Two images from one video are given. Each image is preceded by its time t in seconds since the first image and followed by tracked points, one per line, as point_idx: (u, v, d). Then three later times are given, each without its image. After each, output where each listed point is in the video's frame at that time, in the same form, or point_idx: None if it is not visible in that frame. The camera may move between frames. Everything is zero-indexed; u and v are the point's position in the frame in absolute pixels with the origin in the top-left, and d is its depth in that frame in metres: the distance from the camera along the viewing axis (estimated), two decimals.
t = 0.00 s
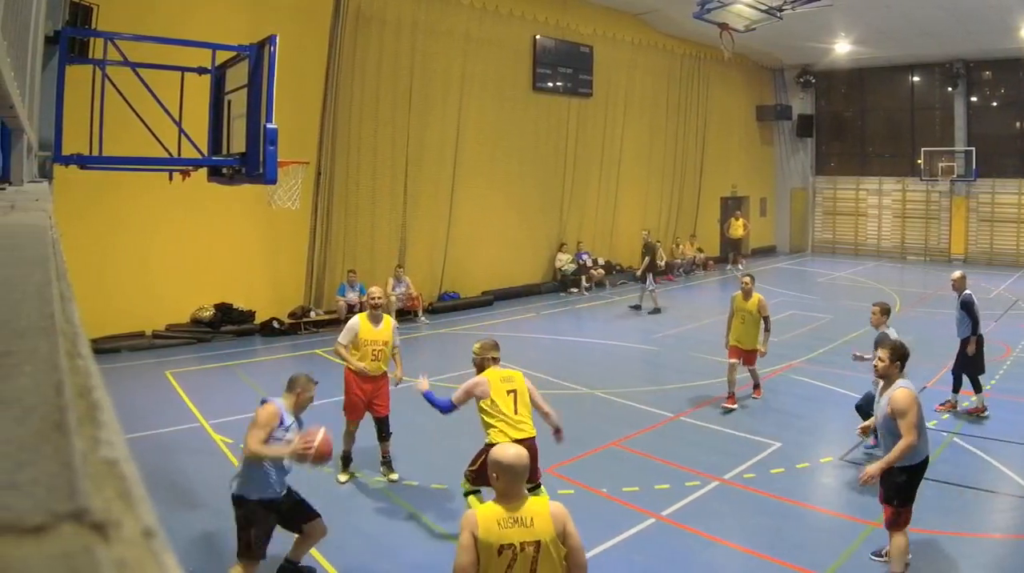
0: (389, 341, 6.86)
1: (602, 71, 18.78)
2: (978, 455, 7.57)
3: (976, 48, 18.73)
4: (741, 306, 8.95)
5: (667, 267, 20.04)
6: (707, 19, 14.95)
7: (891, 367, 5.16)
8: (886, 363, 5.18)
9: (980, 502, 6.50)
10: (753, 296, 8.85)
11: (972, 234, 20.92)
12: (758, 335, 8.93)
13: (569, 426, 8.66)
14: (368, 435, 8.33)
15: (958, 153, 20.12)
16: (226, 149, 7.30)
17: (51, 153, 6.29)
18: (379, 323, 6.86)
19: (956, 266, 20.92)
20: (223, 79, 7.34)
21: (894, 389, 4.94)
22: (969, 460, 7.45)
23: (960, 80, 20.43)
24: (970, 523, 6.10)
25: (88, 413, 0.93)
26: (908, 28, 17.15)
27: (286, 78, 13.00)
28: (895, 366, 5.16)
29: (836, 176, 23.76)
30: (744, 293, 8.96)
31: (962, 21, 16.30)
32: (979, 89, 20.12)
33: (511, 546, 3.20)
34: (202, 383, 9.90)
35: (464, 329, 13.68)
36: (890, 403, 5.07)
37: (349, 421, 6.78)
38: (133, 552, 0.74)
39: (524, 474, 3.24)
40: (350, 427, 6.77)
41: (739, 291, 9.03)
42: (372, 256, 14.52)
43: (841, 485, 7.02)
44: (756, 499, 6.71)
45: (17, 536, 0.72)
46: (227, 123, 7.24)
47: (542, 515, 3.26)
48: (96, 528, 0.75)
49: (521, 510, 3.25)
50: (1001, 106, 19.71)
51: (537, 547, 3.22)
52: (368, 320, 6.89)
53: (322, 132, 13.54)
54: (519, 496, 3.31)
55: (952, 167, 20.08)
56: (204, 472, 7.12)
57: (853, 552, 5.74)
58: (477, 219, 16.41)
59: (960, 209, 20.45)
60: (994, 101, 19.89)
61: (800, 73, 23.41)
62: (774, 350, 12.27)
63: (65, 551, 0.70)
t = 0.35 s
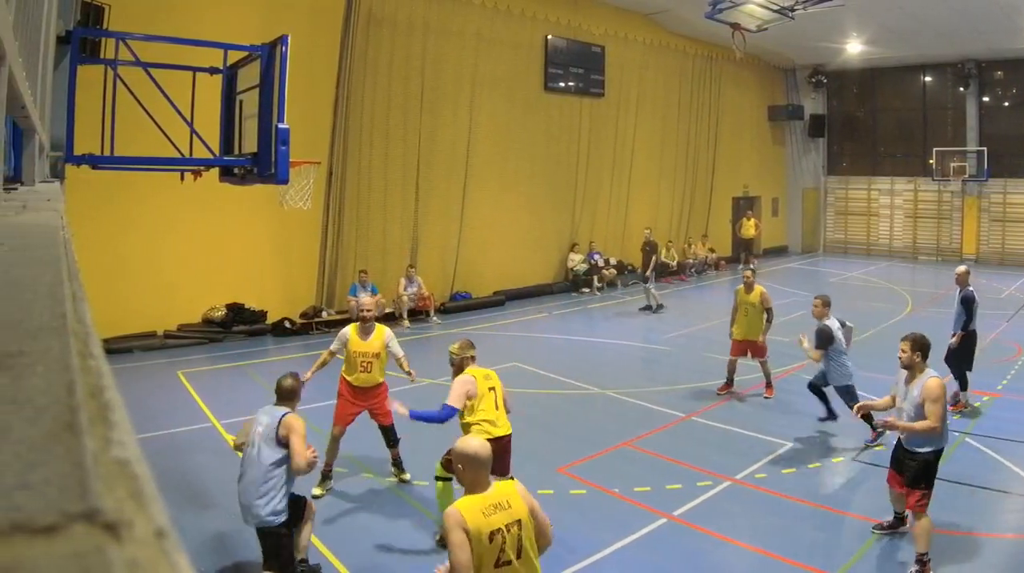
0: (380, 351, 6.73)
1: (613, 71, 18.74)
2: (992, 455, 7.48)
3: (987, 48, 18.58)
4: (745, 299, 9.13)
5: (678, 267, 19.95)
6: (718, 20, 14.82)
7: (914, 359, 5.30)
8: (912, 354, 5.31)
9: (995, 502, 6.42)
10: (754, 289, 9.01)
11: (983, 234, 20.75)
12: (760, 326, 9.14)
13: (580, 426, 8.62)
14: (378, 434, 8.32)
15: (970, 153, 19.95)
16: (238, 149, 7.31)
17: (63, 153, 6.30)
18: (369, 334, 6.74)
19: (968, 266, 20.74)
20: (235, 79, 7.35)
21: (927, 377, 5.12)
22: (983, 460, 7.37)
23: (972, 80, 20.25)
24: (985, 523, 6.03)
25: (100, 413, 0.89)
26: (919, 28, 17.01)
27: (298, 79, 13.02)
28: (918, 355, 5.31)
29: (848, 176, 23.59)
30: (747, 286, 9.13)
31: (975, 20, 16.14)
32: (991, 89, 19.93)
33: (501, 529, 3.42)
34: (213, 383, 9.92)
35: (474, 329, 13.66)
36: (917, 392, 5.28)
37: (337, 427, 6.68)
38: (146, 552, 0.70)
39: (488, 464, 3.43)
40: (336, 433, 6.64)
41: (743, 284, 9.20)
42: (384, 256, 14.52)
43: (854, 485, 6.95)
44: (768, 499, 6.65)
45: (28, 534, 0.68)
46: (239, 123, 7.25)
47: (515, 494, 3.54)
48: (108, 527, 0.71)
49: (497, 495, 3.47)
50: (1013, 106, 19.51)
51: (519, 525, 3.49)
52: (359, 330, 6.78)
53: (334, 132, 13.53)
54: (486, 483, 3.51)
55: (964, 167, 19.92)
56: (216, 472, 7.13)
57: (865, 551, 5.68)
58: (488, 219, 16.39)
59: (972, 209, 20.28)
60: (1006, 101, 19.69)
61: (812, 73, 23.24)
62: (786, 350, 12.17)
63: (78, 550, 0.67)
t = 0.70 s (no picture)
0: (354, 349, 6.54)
1: (626, 70, 18.68)
2: (1007, 455, 7.39)
3: (1000, 48, 18.47)
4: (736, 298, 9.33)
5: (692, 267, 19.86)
6: (731, 20, 14.72)
7: (948, 343, 5.63)
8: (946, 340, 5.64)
9: (1013, 504, 6.33)
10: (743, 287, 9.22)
11: (996, 234, 20.59)
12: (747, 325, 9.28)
13: (592, 426, 8.57)
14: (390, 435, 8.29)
15: (982, 153, 19.81)
16: (251, 149, 7.32)
17: (78, 153, 6.33)
18: (342, 329, 6.59)
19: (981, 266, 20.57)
20: (248, 79, 7.37)
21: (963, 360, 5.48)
22: (999, 460, 7.28)
23: (985, 80, 20.13)
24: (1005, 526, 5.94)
25: (114, 413, 0.88)
26: (931, 28, 16.91)
27: (311, 79, 13.05)
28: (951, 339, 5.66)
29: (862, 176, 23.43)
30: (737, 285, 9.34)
31: (989, 20, 16.03)
32: (1004, 89, 19.81)
33: (503, 503, 3.63)
34: (226, 383, 9.94)
35: (485, 328, 13.64)
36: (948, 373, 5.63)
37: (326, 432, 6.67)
38: (158, 552, 0.70)
39: (494, 440, 3.71)
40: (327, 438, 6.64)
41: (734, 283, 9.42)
42: (398, 255, 14.51)
43: (868, 485, 6.87)
44: (782, 498, 6.57)
45: (42, 535, 0.68)
46: (252, 122, 7.26)
47: (517, 472, 3.77)
48: (121, 528, 0.71)
49: (500, 471, 3.72)
50: None
51: (520, 499, 3.70)
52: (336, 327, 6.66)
53: (346, 132, 13.52)
54: (492, 462, 3.78)
55: (977, 167, 19.77)
56: (228, 472, 7.13)
57: (879, 550, 5.62)
58: (501, 219, 16.37)
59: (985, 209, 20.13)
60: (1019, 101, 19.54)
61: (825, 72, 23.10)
62: (799, 350, 12.07)
63: (92, 550, 0.67)
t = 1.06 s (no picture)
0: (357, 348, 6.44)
1: (639, 70, 18.61)
2: None
3: (1013, 47, 18.30)
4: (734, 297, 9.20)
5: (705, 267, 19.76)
6: (744, 20, 14.61)
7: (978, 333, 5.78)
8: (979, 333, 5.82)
9: None
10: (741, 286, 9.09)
11: (1010, 234, 20.36)
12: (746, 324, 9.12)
13: (605, 426, 8.52)
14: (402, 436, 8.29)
15: (995, 153, 19.61)
16: (263, 149, 7.33)
17: (90, 153, 6.36)
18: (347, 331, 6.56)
19: (994, 266, 20.36)
20: (260, 79, 7.37)
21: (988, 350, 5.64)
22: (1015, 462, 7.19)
23: (999, 80, 19.94)
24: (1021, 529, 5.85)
25: (126, 414, 0.85)
26: (943, 28, 16.77)
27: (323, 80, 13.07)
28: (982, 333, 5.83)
29: (874, 176, 23.22)
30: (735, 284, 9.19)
31: (1004, 19, 15.87)
32: (1018, 89, 19.61)
33: (521, 483, 3.64)
34: (238, 383, 9.97)
35: (497, 328, 13.61)
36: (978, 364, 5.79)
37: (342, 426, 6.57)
38: (171, 552, 0.67)
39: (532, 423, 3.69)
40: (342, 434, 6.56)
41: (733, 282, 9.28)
42: (410, 255, 14.52)
43: (881, 485, 6.79)
44: (794, 498, 6.50)
45: (53, 534, 0.66)
46: (265, 123, 7.26)
47: (543, 457, 3.74)
48: (134, 528, 0.69)
49: (527, 453, 3.71)
50: None
51: (539, 483, 3.68)
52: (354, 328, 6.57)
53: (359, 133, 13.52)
54: (525, 443, 3.76)
55: (990, 167, 19.57)
56: (241, 472, 7.14)
57: (891, 551, 5.54)
58: (514, 220, 16.36)
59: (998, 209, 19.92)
60: None
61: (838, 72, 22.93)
62: (813, 350, 11.96)
63: (104, 551, 0.65)
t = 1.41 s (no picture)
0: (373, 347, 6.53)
1: (652, 69, 18.52)
2: None
3: None
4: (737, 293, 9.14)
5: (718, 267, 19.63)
6: (757, 20, 14.49)
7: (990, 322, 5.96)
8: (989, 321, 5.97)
9: None
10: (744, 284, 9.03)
11: None
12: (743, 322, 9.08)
13: (617, 426, 8.46)
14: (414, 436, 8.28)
15: (1009, 152, 19.35)
16: (276, 149, 7.33)
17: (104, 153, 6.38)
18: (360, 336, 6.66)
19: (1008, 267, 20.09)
20: (273, 79, 7.37)
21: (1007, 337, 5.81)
22: None
23: (1012, 80, 19.70)
24: None
25: (140, 414, 0.81)
26: (955, 28, 16.58)
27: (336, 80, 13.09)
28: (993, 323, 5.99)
29: (887, 176, 22.99)
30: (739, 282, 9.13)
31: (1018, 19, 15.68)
32: None
33: (534, 480, 3.61)
34: (250, 383, 9.99)
35: (508, 328, 13.58)
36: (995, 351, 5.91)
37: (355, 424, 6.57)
38: (184, 552, 0.63)
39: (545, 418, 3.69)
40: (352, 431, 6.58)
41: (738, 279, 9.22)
42: (423, 255, 14.53)
43: (895, 485, 6.70)
44: (808, 498, 6.42)
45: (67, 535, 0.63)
46: (278, 122, 7.27)
47: (555, 453, 3.72)
48: (147, 528, 0.65)
49: (539, 449, 3.69)
50: None
51: (551, 478, 3.65)
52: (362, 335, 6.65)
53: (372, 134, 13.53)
54: (539, 439, 3.76)
55: (1003, 167, 19.30)
56: (253, 472, 7.14)
57: (904, 551, 5.46)
58: (527, 220, 16.33)
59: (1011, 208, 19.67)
60: None
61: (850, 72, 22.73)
62: (827, 350, 11.84)
63: (117, 550, 0.61)
